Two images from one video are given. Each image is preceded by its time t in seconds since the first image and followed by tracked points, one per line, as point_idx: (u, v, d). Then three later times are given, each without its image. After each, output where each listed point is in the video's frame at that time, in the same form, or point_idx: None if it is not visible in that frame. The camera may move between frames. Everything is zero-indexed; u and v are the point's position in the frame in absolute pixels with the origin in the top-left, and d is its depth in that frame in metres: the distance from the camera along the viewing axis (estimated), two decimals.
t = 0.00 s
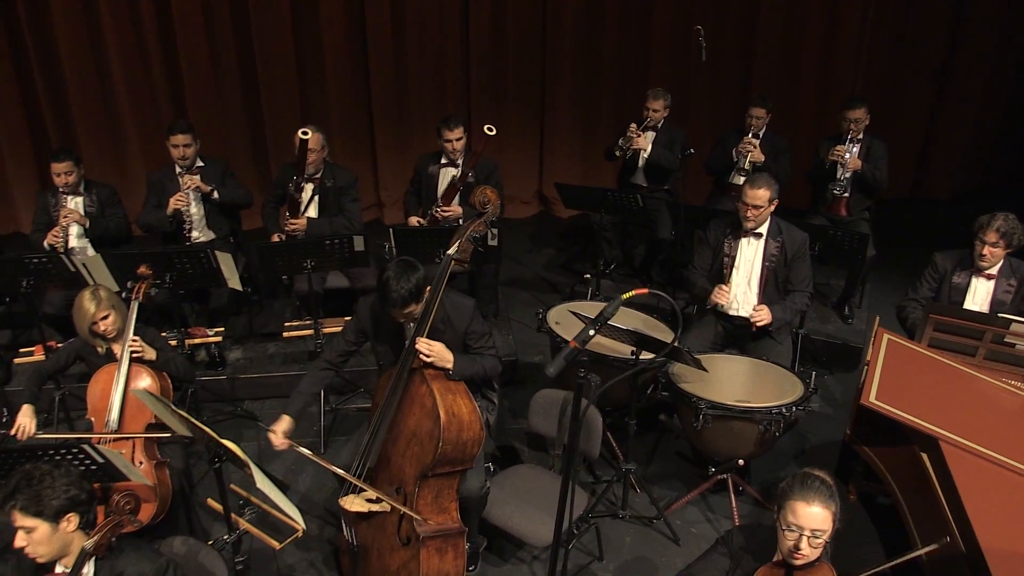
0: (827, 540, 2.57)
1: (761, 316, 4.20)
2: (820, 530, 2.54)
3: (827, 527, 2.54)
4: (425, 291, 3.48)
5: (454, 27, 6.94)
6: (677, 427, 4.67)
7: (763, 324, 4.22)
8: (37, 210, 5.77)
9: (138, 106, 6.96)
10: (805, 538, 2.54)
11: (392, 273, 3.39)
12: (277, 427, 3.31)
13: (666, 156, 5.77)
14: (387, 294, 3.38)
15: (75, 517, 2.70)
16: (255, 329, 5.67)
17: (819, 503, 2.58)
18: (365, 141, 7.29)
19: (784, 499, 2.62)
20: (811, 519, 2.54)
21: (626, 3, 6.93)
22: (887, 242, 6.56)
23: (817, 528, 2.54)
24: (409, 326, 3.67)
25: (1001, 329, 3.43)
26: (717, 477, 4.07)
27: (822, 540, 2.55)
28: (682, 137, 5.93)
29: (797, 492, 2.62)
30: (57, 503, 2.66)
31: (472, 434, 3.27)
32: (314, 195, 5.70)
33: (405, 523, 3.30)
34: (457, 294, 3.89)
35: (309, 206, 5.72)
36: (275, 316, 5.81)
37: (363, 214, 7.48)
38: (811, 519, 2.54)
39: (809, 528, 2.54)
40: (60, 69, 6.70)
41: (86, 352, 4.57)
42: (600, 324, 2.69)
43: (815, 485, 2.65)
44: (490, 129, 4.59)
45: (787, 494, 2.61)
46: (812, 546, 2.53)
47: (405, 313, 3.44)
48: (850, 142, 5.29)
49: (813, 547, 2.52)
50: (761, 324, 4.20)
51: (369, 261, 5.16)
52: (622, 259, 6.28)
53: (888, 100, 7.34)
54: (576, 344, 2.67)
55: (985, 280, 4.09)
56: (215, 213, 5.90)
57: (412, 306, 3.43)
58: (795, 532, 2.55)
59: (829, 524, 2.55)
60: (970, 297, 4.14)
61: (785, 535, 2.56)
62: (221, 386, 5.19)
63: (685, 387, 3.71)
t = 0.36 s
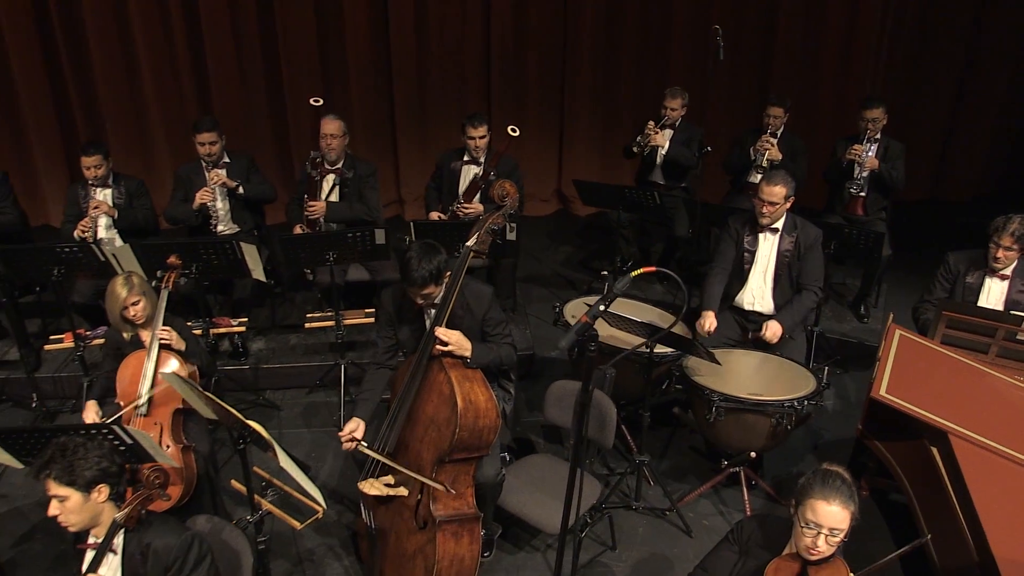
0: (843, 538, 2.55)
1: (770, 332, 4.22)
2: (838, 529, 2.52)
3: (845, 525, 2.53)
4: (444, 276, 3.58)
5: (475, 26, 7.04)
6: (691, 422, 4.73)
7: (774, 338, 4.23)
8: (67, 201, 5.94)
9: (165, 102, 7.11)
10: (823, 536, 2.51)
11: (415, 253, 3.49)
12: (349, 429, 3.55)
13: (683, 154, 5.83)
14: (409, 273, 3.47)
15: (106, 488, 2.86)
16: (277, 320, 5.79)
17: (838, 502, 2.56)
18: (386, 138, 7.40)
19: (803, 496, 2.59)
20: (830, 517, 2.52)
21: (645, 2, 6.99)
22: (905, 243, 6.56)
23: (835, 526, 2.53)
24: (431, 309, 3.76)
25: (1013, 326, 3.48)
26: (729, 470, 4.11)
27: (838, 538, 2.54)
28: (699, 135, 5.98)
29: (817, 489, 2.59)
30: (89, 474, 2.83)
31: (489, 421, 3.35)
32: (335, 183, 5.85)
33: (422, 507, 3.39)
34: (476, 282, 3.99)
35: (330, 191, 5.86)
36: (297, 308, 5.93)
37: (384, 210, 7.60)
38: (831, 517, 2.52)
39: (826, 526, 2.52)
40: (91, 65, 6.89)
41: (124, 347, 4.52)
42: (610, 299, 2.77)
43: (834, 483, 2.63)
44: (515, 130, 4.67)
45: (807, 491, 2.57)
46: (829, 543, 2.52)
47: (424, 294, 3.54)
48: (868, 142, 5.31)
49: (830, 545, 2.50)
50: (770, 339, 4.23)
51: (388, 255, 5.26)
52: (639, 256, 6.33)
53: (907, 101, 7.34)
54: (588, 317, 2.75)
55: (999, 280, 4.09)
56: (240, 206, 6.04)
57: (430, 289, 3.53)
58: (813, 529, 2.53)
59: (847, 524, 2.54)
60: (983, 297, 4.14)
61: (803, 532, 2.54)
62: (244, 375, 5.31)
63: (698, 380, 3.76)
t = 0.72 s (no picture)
0: (850, 534, 2.49)
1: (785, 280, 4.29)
2: (844, 525, 2.46)
3: (852, 521, 2.46)
4: (461, 261, 3.67)
5: (495, 26, 7.13)
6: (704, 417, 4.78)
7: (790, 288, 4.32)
8: (96, 193, 6.11)
9: (191, 98, 7.27)
10: (830, 531, 2.45)
11: (434, 236, 3.60)
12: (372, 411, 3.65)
13: (700, 152, 5.88)
14: (427, 254, 3.58)
15: (137, 467, 2.97)
16: (299, 313, 5.91)
17: (845, 497, 2.49)
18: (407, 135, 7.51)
19: (810, 491, 2.53)
20: (837, 512, 2.45)
21: (664, 2, 7.04)
22: (922, 244, 6.56)
23: (842, 521, 2.47)
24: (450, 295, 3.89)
25: None
26: (741, 463, 4.17)
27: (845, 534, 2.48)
28: (716, 134, 6.03)
29: (825, 485, 2.53)
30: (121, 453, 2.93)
31: (502, 410, 3.45)
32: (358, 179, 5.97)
33: (438, 492, 3.49)
34: (493, 272, 4.08)
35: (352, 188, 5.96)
36: (318, 301, 6.05)
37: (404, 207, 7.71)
38: (838, 512, 2.45)
39: (834, 520, 2.45)
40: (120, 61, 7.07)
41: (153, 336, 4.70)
42: (622, 279, 2.72)
43: (841, 479, 2.57)
44: (535, 130, 4.75)
45: (815, 486, 2.51)
46: (836, 539, 2.45)
47: (439, 274, 3.63)
48: (884, 142, 5.33)
49: (836, 540, 2.45)
50: (785, 287, 4.30)
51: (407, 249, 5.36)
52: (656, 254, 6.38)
53: (926, 102, 7.34)
54: (598, 296, 2.72)
55: (1011, 279, 4.09)
56: (263, 200, 6.17)
57: (445, 270, 3.63)
58: (819, 524, 2.47)
59: (854, 520, 2.48)
60: (996, 295, 4.14)
61: (809, 526, 2.48)
62: (266, 366, 5.43)
63: (711, 374, 3.82)
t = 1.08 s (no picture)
0: (834, 515, 2.52)
1: (798, 305, 4.41)
2: (824, 506, 2.49)
3: (832, 501, 2.49)
4: (473, 246, 3.82)
5: (512, 25, 7.20)
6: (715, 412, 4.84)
7: (801, 313, 4.43)
8: (121, 186, 6.25)
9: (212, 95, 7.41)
10: (810, 514, 2.50)
11: (445, 225, 3.73)
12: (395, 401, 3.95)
13: (714, 151, 5.93)
14: (438, 238, 3.71)
15: (166, 449, 3.09)
16: (317, 306, 6.02)
17: (821, 479, 2.53)
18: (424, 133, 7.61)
19: (789, 478, 2.59)
20: (813, 495, 2.49)
21: (680, 3, 7.09)
22: (936, 245, 6.56)
23: (822, 502, 2.50)
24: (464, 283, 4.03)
25: None
26: (750, 457, 4.22)
27: (829, 516, 2.51)
28: (730, 132, 6.08)
29: (801, 469, 2.58)
30: (150, 438, 3.03)
31: (512, 398, 3.53)
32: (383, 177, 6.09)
33: (449, 478, 3.57)
34: (507, 263, 4.17)
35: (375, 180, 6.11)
36: (336, 295, 6.16)
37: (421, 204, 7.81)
38: (813, 494, 2.50)
39: (813, 503, 2.49)
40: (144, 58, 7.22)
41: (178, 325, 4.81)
42: (626, 261, 2.93)
43: (819, 461, 2.60)
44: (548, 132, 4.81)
45: (792, 471, 2.57)
46: (819, 521, 2.50)
47: (445, 254, 3.73)
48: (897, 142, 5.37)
49: (818, 522, 2.49)
50: (797, 312, 4.42)
51: (423, 243, 5.46)
52: (670, 252, 6.44)
53: (942, 104, 7.34)
54: (605, 278, 2.88)
55: (1022, 278, 4.11)
56: (282, 195, 6.29)
57: (451, 249, 3.72)
58: (800, 509, 2.52)
59: (834, 499, 2.50)
60: (1007, 293, 4.16)
61: (791, 512, 2.54)
62: (285, 358, 5.54)
63: (721, 367, 3.88)
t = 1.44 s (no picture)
0: (809, 497, 2.60)
1: (807, 313, 4.47)
2: (796, 488, 2.58)
3: (803, 483, 2.59)
4: (486, 237, 3.91)
5: (525, 25, 7.28)
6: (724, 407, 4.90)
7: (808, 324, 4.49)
8: (141, 181, 6.39)
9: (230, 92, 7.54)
10: (784, 498, 2.59)
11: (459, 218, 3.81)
12: (409, 395, 4.03)
13: (724, 149, 5.99)
14: (453, 228, 3.80)
15: (188, 434, 3.15)
16: (332, 300, 6.12)
17: (792, 462, 2.62)
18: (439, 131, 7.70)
19: (761, 466, 2.69)
20: (786, 479, 2.59)
21: (692, 3, 7.15)
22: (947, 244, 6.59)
23: (795, 485, 2.59)
24: (476, 275, 4.13)
25: None
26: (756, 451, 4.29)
27: (804, 497, 2.60)
28: (740, 130, 6.13)
29: (772, 456, 2.67)
30: (173, 424, 3.09)
31: (524, 387, 3.60)
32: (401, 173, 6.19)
33: (461, 466, 3.66)
34: (519, 257, 4.25)
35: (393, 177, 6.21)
36: (351, 289, 6.26)
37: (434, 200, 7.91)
38: (785, 478, 2.59)
39: (786, 487, 2.59)
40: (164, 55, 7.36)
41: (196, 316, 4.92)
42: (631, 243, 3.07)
43: (790, 445, 2.69)
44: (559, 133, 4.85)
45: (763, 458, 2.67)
46: (793, 505, 2.59)
47: (461, 241, 3.82)
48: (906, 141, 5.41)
49: (794, 505, 2.58)
50: (806, 320, 4.48)
51: (436, 238, 5.55)
52: (680, 250, 6.49)
53: (953, 105, 7.35)
54: (613, 261, 3.02)
55: None
56: (299, 190, 6.41)
57: (466, 236, 3.81)
58: (776, 494, 2.61)
59: (806, 481, 2.59)
60: (1014, 290, 4.20)
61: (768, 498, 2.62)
62: (300, 350, 5.65)
63: (729, 360, 3.95)
